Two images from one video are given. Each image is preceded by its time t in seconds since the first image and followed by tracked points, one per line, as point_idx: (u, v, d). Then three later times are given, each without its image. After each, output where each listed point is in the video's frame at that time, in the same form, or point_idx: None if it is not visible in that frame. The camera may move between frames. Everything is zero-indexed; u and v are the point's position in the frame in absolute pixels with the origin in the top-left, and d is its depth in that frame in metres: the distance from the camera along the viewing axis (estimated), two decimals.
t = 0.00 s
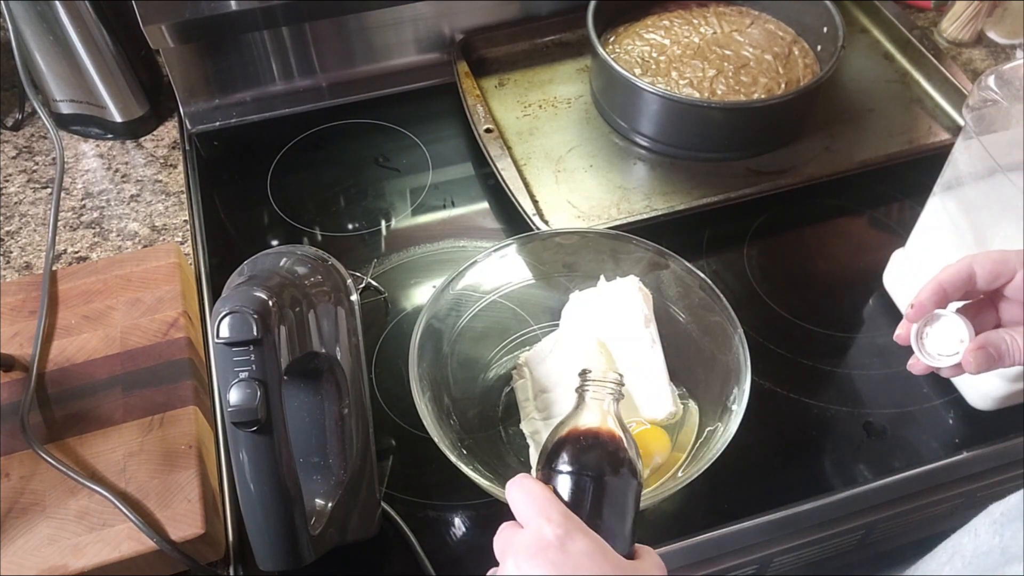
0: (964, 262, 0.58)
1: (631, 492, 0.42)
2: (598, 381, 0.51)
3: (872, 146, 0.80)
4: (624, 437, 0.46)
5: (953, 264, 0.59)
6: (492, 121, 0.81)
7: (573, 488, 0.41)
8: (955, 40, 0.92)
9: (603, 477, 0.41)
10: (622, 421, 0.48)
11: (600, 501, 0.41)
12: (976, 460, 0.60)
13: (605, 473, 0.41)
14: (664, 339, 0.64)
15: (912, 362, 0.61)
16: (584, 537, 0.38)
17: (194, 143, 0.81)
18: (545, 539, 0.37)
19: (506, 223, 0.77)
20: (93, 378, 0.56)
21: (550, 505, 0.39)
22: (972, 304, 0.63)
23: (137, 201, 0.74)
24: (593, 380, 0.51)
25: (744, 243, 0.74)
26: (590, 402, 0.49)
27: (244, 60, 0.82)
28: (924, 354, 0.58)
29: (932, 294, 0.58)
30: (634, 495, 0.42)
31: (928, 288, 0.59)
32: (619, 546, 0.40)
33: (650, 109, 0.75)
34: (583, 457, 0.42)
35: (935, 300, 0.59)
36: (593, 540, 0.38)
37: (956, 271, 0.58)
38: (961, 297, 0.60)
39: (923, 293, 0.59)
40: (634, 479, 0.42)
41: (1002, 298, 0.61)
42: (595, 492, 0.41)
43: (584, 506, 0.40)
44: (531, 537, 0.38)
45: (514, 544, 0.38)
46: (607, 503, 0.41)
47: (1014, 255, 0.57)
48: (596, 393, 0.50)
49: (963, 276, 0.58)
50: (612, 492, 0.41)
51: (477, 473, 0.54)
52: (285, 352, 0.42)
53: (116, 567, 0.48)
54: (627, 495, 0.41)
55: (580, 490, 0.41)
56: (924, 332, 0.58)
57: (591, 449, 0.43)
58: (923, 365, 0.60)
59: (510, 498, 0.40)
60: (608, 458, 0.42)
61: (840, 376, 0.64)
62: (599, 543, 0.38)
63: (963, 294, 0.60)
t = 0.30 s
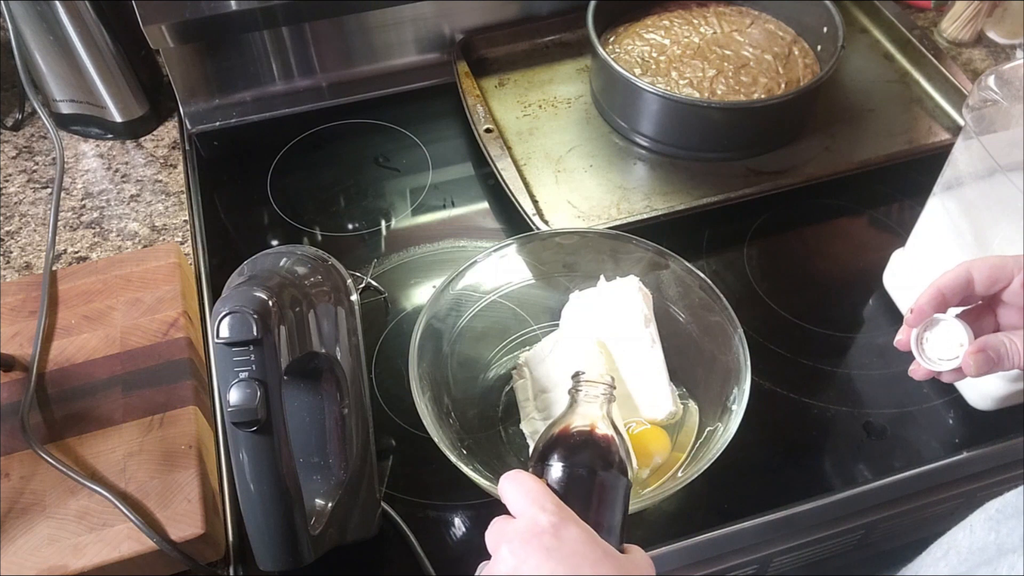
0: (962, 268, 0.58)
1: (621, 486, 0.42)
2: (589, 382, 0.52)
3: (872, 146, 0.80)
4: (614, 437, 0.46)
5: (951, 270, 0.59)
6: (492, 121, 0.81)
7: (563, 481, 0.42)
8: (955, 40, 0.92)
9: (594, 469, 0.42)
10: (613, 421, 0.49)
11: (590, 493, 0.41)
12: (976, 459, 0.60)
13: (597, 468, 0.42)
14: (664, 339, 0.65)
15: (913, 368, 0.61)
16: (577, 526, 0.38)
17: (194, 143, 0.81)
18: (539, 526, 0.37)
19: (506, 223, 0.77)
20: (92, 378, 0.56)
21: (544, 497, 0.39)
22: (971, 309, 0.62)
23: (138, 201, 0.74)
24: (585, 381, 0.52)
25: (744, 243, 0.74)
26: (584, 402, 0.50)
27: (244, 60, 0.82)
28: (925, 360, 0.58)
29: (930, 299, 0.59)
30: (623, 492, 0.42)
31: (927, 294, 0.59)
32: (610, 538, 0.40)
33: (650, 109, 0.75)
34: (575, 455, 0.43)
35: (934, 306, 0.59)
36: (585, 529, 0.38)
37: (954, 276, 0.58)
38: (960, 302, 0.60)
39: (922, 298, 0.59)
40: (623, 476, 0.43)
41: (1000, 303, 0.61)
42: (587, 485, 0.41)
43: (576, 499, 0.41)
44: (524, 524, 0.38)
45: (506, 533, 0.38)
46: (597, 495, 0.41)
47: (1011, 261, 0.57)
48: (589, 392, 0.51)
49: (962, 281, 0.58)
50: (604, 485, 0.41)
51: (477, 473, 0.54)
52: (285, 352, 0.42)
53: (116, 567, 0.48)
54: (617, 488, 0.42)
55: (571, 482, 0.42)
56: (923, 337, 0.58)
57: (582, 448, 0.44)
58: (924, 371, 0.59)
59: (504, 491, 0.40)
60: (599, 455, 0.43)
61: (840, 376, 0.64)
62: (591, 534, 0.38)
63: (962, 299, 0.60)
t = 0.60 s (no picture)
0: (959, 269, 0.58)
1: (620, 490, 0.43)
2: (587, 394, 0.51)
3: (872, 146, 0.80)
4: (612, 446, 0.46)
5: (949, 272, 0.59)
6: (492, 121, 0.81)
7: (560, 484, 0.42)
8: (955, 40, 0.92)
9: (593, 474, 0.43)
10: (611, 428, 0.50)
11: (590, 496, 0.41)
12: (976, 459, 0.60)
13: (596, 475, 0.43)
14: (664, 339, 0.65)
15: (912, 370, 0.60)
16: (576, 527, 0.38)
17: (194, 143, 0.81)
18: (539, 525, 0.37)
19: (506, 223, 0.77)
20: (92, 378, 0.56)
21: (543, 499, 0.39)
22: (969, 311, 0.63)
23: (138, 201, 0.74)
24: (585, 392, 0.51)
25: (744, 243, 0.74)
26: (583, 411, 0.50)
27: (244, 60, 0.82)
28: (924, 362, 0.57)
29: (928, 300, 0.59)
30: (621, 498, 0.43)
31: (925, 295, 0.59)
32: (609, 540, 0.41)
33: (650, 109, 0.75)
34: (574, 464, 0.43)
35: (931, 307, 0.59)
36: (585, 530, 0.38)
37: (951, 277, 0.58)
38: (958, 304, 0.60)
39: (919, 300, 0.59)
40: (621, 481, 0.43)
41: (997, 305, 0.61)
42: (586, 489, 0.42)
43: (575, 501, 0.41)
44: (523, 524, 0.38)
45: (505, 534, 0.38)
46: (596, 498, 0.41)
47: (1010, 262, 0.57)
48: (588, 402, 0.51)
49: (959, 282, 0.58)
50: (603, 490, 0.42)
51: (477, 473, 0.54)
52: (285, 352, 0.42)
53: (115, 567, 0.48)
54: (615, 493, 0.42)
55: (570, 483, 0.42)
56: (921, 338, 0.58)
57: (581, 459, 0.44)
58: (923, 372, 0.59)
59: (504, 495, 0.40)
60: (597, 463, 0.43)
61: (840, 377, 0.64)
62: (591, 535, 0.38)
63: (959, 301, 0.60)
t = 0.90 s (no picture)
0: (956, 269, 0.58)
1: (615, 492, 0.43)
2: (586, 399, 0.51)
3: (872, 146, 0.80)
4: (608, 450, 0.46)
5: (946, 272, 0.59)
6: (492, 121, 0.81)
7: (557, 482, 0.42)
8: (955, 40, 0.92)
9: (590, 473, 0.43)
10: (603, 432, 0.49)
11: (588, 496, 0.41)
12: (975, 459, 0.60)
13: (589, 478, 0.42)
14: (664, 339, 0.65)
15: (911, 370, 0.60)
16: (574, 523, 0.38)
17: (194, 143, 0.81)
18: (538, 516, 0.37)
19: (506, 223, 0.77)
20: (92, 378, 0.56)
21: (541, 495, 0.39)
22: (967, 311, 0.63)
23: (138, 201, 0.74)
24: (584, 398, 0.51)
25: (744, 243, 0.74)
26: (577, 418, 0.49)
27: (243, 60, 0.82)
28: (922, 361, 0.57)
29: (927, 300, 0.59)
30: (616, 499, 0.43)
31: (923, 295, 0.59)
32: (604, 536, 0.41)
33: (650, 109, 0.75)
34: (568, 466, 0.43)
35: (929, 307, 0.59)
36: (583, 526, 0.38)
37: (948, 277, 0.58)
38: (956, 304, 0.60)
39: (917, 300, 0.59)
40: (615, 483, 0.43)
41: (995, 304, 0.61)
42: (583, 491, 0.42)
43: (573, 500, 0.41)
44: (521, 516, 0.38)
45: (502, 527, 0.38)
46: (593, 498, 0.41)
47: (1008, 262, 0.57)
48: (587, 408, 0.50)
49: (955, 282, 0.58)
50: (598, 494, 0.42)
51: (477, 473, 0.54)
52: (285, 352, 0.42)
53: (116, 567, 0.48)
54: (610, 495, 0.42)
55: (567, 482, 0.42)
56: (920, 337, 0.58)
57: (577, 461, 0.43)
58: (922, 372, 0.59)
59: (499, 490, 0.40)
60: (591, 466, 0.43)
61: (840, 377, 0.64)
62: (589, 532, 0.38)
63: (957, 301, 0.60)
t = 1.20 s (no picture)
0: (953, 271, 0.58)
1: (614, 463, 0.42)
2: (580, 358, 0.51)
3: (873, 146, 0.80)
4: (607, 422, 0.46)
5: (941, 276, 0.59)
6: (492, 121, 0.81)
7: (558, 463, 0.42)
8: (955, 40, 0.92)
9: (586, 451, 0.42)
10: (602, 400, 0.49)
11: (583, 481, 0.41)
12: (975, 459, 0.60)
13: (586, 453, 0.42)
14: (664, 339, 0.65)
15: (908, 374, 0.60)
16: (570, 515, 0.38)
17: (194, 143, 0.81)
18: (531, 518, 0.38)
19: (506, 223, 0.77)
20: (92, 378, 0.56)
21: (535, 484, 0.39)
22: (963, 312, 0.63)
23: (138, 201, 0.74)
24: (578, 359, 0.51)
25: (744, 243, 0.74)
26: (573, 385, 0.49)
27: (243, 60, 0.82)
28: (920, 365, 0.57)
29: (923, 304, 0.59)
30: (616, 470, 0.42)
31: (922, 296, 0.59)
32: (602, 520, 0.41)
33: (650, 109, 0.75)
34: (566, 435, 0.43)
35: (927, 309, 0.59)
36: (579, 517, 0.38)
37: (946, 279, 0.58)
38: (952, 307, 0.60)
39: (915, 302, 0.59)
40: (616, 455, 0.43)
41: (990, 307, 0.62)
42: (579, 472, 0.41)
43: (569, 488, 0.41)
44: (516, 517, 0.38)
45: (499, 524, 0.39)
46: (591, 480, 0.41)
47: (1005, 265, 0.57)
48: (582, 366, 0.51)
49: (953, 284, 0.58)
50: (593, 473, 0.41)
51: (477, 473, 0.54)
52: (285, 352, 0.42)
53: (116, 567, 0.48)
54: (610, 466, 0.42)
55: (563, 463, 0.42)
56: (917, 342, 0.58)
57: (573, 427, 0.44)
58: (920, 376, 0.60)
59: (495, 477, 0.40)
60: (591, 436, 0.43)
61: (841, 377, 0.64)
62: (586, 520, 0.38)
63: (953, 304, 0.60)
